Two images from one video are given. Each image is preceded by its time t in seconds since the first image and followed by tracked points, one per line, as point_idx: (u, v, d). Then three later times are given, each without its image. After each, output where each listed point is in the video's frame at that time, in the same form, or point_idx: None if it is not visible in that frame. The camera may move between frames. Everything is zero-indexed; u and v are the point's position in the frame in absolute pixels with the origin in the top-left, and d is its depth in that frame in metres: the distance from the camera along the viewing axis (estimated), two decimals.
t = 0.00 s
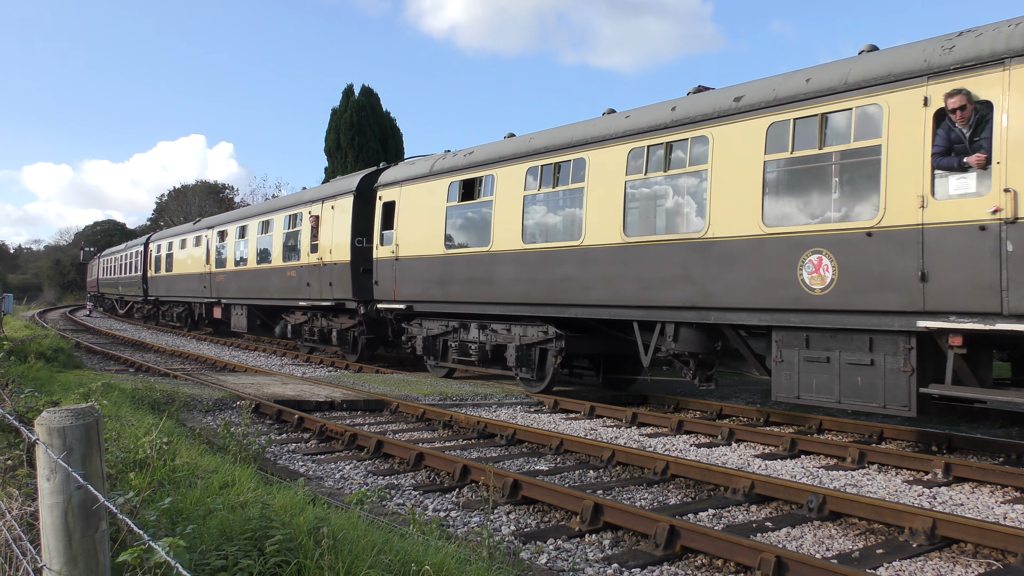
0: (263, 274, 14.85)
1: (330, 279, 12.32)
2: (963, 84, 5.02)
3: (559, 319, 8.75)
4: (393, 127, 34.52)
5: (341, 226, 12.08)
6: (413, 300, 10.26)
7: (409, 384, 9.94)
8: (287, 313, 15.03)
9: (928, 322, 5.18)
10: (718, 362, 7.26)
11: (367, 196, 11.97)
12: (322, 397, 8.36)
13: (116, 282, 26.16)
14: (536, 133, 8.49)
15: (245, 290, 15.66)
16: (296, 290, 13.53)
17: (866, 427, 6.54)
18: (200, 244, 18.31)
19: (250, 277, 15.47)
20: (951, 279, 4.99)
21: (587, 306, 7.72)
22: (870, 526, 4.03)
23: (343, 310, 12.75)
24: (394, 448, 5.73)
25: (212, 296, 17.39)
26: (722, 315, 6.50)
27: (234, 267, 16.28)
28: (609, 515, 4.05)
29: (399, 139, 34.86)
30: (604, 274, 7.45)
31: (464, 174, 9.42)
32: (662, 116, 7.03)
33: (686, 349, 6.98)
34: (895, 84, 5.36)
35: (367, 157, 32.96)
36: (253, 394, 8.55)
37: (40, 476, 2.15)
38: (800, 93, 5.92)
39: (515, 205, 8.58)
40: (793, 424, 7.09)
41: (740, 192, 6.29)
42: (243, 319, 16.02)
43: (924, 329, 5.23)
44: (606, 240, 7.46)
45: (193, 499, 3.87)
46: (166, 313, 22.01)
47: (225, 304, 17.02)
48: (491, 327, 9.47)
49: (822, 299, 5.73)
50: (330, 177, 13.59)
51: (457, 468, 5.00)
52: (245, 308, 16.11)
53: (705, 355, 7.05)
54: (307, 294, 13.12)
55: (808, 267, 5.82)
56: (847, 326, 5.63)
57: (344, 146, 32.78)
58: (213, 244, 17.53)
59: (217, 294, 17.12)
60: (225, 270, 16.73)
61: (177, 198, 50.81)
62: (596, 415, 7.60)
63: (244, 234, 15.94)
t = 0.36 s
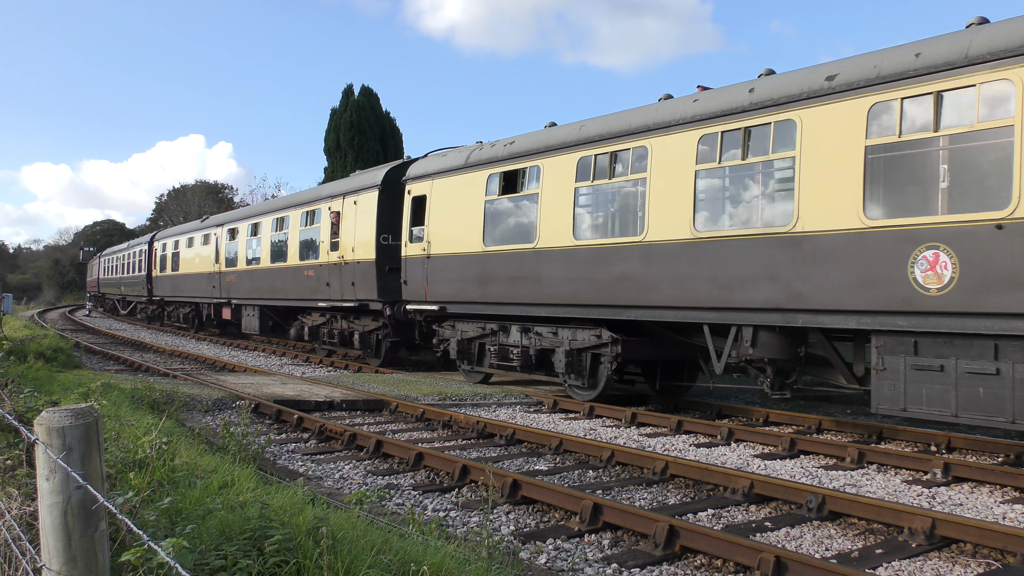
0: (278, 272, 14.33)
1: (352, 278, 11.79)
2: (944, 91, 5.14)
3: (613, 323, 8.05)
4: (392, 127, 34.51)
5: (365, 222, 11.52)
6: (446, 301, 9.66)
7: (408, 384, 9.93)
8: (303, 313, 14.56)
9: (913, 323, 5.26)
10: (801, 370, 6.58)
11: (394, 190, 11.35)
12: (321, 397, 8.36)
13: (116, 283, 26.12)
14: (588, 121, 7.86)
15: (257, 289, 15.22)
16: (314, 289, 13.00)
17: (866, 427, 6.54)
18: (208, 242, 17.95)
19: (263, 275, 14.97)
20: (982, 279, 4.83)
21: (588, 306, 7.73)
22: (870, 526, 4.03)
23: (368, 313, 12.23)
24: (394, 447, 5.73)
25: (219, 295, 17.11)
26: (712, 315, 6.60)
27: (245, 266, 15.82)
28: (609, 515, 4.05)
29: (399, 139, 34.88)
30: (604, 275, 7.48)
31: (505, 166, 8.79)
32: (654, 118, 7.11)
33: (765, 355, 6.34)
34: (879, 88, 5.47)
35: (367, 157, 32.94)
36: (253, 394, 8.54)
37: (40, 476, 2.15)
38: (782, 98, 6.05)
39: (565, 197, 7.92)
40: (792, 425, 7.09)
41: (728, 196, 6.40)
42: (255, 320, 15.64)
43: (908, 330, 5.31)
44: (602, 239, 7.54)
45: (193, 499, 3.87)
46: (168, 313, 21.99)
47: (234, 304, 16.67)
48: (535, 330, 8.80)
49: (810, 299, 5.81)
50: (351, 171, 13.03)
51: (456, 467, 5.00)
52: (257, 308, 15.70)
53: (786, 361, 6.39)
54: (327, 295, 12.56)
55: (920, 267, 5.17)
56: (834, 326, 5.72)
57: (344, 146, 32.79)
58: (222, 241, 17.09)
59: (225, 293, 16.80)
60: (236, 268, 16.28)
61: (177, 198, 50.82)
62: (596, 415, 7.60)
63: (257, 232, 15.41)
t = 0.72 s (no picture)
0: (294, 271, 13.76)
1: (377, 278, 11.20)
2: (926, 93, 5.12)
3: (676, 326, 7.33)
4: (392, 127, 34.53)
5: (392, 219, 10.91)
6: (484, 303, 9.03)
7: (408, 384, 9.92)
8: (320, 314, 14.04)
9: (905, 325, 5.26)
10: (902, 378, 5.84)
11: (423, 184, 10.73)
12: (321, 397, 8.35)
13: (118, 283, 26.09)
14: (648, 106, 7.17)
15: (271, 289, 14.69)
16: (334, 289, 12.42)
17: (865, 427, 6.55)
18: (218, 240, 17.47)
19: (278, 274, 14.39)
20: None
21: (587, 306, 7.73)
22: (870, 526, 4.03)
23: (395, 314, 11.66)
24: (394, 447, 5.72)
25: (228, 296, 16.74)
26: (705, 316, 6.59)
27: (258, 265, 15.27)
28: (609, 515, 4.05)
29: (399, 139, 34.88)
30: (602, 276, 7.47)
31: (551, 156, 8.11)
32: (642, 118, 7.13)
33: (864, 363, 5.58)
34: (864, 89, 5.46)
35: (367, 157, 32.95)
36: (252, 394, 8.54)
37: (40, 476, 2.15)
38: (841, 84, 5.58)
39: (623, 189, 7.23)
40: (792, 425, 7.09)
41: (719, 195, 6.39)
42: (269, 322, 15.16)
43: (993, 333, 4.81)
44: (961, 216, 4.87)
45: (192, 499, 3.87)
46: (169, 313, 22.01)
47: (245, 305, 16.24)
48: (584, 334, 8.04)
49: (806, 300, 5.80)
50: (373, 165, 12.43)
51: (456, 467, 5.00)
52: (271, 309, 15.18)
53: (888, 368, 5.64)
54: (350, 296, 11.95)
55: None
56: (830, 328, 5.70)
57: (344, 146, 32.76)
58: (234, 239, 16.57)
59: (235, 293, 16.38)
60: (248, 267, 15.75)
61: (177, 198, 50.83)
62: (596, 415, 7.60)
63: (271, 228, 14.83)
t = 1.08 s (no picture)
0: (315, 269, 13.14)
1: (408, 276, 10.61)
2: (914, 94, 5.25)
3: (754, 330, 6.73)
4: (392, 127, 34.53)
5: (425, 213, 10.34)
6: (531, 303, 8.50)
7: (408, 384, 9.91)
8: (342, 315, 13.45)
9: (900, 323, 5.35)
10: None
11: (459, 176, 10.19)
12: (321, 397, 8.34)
13: (118, 283, 26.10)
14: (723, 88, 6.61)
15: (289, 289, 14.08)
16: (360, 289, 11.81)
17: (865, 427, 6.55)
18: (230, 237, 16.87)
19: (297, 272, 13.77)
20: None
21: (589, 305, 7.76)
22: (870, 526, 4.03)
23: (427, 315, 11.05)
24: (394, 448, 5.72)
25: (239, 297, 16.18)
26: (703, 313, 6.71)
27: (274, 263, 14.67)
28: (609, 515, 4.04)
29: (399, 140, 34.88)
30: (602, 276, 7.54)
31: (608, 145, 7.54)
32: (666, 113, 7.01)
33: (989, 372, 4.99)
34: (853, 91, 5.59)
35: (367, 157, 32.95)
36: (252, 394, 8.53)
37: (39, 475, 2.15)
38: (964, 58, 5.00)
39: (693, 179, 6.66)
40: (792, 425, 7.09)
41: (715, 194, 6.51)
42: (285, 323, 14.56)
43: None
44: None
45: (192, 499, 3.87)
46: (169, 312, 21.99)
47: (258, 306, 15.67)
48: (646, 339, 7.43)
49: (805, 298, 5.87)
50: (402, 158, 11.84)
51: (456, 467, 4.99)
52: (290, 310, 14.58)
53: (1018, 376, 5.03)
54: (379, 297, 11.32)
55: None
56: (828, 326, 5.78)
57: (344, 146, 32.75)
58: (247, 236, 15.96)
59: (247, 294, 15.82)
60: (264, 265, 15.13)
61: (177, 198, 50.83)
62: (596, 415, 7.60)
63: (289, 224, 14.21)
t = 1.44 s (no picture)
0: (339, 268, 12.47)
1: (444, 276, 10.05)
2: None
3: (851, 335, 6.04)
4: (392, 127, 34.52)
5: (463, 208, 9.75)
6: (585, 305, 7.83)
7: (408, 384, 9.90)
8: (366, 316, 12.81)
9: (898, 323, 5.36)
10: None
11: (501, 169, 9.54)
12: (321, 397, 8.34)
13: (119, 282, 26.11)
14: (814, 66, 5.96)
15: (308, 289, 13.43)
16: (390, 289, 11.14)
17: (865, 427, 6.54)
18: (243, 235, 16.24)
19: (317, 271, 13.11)
20: None
21: (650, 306, 7.13)
22: (870, 526, 4.03)
23: (460, 317, 10.44)
24: (394, 447, 5.72)
25: (252, 297, 15.58)
26: (750, 313, 6.33)
27: (291, 262, 14.01)
28: (609, 515, 4.04)
29: (399, 140, 34.88)
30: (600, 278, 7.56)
31: (675, 132, 6.89)
32: (746, 95, 6.36)
33: None
34: (927, 75, 5.22)
35: (367, 157, 32.94)
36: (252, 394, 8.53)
37: (39, 475, 2.15)
38: None
39: (783, 167, 6.00)
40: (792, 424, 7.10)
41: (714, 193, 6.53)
42: (303, 326, 13.96)
43: None
44: None
45: (192, 499, 3.87)
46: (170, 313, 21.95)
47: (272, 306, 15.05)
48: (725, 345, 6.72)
49: (806, 298, 5.86)
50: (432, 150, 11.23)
51: (456, 467, 4.99)
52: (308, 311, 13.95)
53: None
54: (411, 297, 10.69)
55: None
56: (946, 331, 5.12)
57: (344, 146, 32.73)
58: (262, 233, 15.32)
59: (260, 294, 15.23)
60: (280, 263, 14.46)
61: (177, 198, 50.82)
62: (596, 415, 7.60)
63: (309, 221, 13.55)
